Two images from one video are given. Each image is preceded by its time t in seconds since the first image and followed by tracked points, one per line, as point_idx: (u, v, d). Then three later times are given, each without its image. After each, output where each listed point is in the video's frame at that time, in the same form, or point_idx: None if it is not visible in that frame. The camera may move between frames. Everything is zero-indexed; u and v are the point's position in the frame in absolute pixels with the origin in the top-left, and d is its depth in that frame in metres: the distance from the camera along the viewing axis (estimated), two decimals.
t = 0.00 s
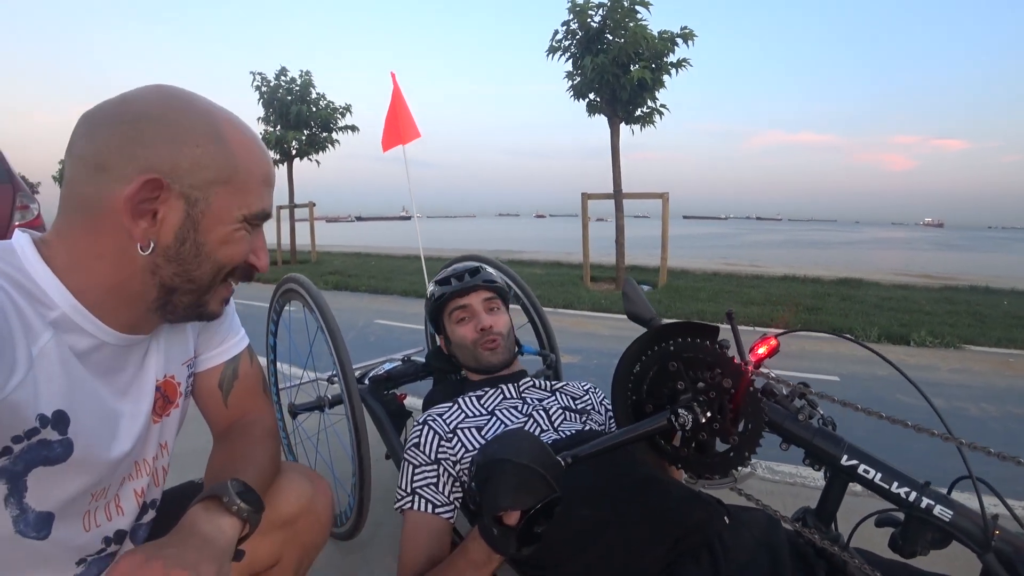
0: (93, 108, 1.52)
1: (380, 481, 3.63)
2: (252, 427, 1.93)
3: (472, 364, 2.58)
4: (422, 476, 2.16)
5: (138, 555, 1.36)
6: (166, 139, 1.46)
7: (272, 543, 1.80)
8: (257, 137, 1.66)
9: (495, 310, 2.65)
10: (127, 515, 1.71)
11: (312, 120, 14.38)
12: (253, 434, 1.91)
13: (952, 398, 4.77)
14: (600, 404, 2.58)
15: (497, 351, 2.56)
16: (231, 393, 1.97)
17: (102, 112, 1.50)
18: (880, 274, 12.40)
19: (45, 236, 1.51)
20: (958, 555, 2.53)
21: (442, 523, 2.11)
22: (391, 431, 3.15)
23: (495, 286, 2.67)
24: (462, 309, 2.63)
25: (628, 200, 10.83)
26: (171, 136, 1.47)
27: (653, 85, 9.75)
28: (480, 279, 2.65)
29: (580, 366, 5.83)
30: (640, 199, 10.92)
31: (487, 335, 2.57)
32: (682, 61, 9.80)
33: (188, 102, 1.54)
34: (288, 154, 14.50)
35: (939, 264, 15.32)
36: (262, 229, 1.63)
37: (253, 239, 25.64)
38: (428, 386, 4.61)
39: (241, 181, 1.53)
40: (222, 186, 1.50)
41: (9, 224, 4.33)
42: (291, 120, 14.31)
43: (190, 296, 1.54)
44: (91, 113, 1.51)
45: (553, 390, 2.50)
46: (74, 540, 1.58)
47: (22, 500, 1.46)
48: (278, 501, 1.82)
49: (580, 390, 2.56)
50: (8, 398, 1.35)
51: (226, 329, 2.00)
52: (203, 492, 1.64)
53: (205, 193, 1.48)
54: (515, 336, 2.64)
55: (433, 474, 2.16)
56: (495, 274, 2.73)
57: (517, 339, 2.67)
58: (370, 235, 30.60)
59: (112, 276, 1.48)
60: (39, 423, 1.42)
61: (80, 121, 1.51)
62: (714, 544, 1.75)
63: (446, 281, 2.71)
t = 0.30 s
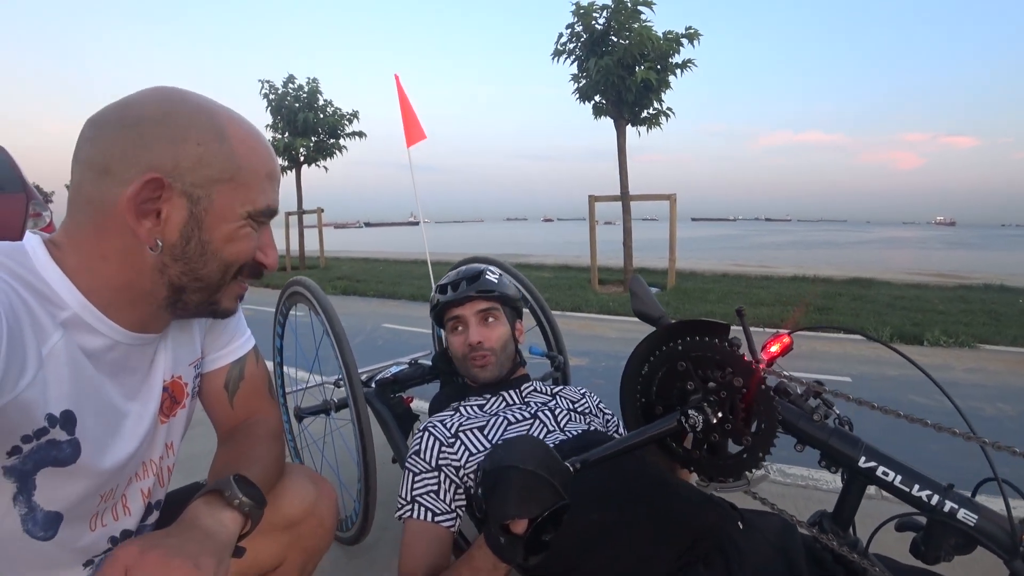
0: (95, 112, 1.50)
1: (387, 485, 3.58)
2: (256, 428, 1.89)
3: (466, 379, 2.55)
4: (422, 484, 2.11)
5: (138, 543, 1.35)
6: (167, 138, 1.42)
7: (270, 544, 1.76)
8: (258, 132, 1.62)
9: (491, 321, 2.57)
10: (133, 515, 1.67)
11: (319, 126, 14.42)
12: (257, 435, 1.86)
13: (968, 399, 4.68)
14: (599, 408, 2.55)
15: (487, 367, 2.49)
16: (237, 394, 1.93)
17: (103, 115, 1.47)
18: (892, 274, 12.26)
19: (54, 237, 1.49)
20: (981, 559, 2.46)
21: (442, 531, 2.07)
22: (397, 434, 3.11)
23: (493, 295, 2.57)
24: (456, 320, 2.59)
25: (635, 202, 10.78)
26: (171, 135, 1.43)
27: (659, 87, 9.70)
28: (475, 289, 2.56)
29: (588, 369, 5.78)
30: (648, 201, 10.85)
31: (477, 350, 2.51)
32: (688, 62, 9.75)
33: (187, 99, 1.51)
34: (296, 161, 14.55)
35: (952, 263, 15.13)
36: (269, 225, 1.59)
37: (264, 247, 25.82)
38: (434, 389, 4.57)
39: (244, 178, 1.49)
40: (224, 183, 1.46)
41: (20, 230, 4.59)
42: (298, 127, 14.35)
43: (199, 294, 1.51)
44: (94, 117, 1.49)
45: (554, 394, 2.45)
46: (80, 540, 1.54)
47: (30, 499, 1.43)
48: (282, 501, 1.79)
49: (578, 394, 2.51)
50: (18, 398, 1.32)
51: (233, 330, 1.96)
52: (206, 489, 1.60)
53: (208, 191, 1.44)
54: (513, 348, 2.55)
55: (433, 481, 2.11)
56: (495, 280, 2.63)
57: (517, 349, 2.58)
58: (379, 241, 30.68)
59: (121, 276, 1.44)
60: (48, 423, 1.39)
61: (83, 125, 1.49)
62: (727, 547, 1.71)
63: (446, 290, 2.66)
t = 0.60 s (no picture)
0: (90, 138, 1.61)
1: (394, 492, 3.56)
2: (263, 438, 1.86)
3: (468, 390, 2.54)
4: (430, 498, 2.11)
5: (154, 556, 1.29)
6: (101, 130, 1.43)
7: (276, 555, 1.73)
8: (221, 112, 1.52)
9: (489, 330, 2.54)
10: (143, 525, 1.66)
11: (325, 131, 14.45)
12: (264, 446, 1.83)
13: (980, 402, 4.62)
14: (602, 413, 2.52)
15: (487, 378, 2.47)
16: (244, 404, 1.90)
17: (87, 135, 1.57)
18: (901, 274, 12.16)
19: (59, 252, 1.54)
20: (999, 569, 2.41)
21: (454, 545, 2.08)
22: (402, 440, 3.09)
23: (488, 303, 2.55)
24: (453, 331, 2.57)
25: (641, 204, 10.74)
26: (104, 125, 1.43)
27: (663, 88, 9.66)
28: (470, 300, 2.54)
29: (595, 372, 5.74)
30: (654, 203, 10.81)
31: (475, 361, 2.48)
32: (692, 63, 9.71)
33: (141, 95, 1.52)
34: (302, 166, 14.57)
35: (961, 263, 15.00)
36: (225, 204, 1.46)
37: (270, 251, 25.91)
38: (440, 394, 4.55)
39: (173, 152, 1.41)
40: (149, 159, 1.39)
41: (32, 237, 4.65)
42: (303, 132, 14.38)
43: (151, 286, 1.42)
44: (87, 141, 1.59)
45: (559, 400, 2.41)
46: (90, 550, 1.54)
47: (41, 509, 1.42)
48: (289, 512, 1.76)
49: (582, 400, 2.48)
50: (28, 407, 1.33)
51: (240, 338, 1.94)
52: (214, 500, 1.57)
53: (133, 170, 1.39)
54: (513, 357, 2.52)
55: (442, 495, 2.11)
56: (491, 288, 2.60)
57: (517, 357, 2.54)
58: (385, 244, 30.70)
59: (91, 275, 1.43)
60: (57, 432, 1.38)
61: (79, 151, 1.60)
62: (736, 557, 1.69)
63: (443, 300, 2.65)
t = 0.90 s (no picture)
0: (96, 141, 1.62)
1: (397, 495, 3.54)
2: (262, 439, 1.84)
3: (472, 392, 2.52)
4: (435, 504, 2.09)
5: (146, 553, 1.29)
6: (96, 128, 1.43)
7: (278, 555, 1.71)
8: (214, 109, 1.51)
9: (493, 333, 2.52)
10: (145, 527, 1.64)
11: (329, 136, 14.48)
12: (263, 446, 1.82)
13: (989, 404, 4.57)
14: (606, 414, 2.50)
15: (491, 380, 2.45)
16: (244, 405, 1.89)
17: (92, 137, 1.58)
18: (907, 276, 12.10)
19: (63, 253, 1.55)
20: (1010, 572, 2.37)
21: (460, 551, 2.06)
22: (405, 443, 3.07)
23: (493, 306, 2.53)
24: (457, 333, 2.55)
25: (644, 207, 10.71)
26: (100, 123, 1.44)
27: (667, 91, 9.65)
28: (474, 302, 2.52)
29: (599, 375, 5.72)
30: (658, 205, 10.79)
31: (479, 364, 2.46)
32: (696, 66, 9.71)
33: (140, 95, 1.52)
34: (307, 170, 14.61)
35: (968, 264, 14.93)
36: (213, 201, 1.43)
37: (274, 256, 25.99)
38: (443, 397, 4.53)
39: (163, 148, 1.39)
40: (139, 155, 1.38)
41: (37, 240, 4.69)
42: (308, 137, 14.41)
43: (139, 284, 1.40)
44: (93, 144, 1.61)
45: (562, 402, 2.40)
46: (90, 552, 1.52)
47: (41, 510, 1.41)
48: (288, 512, 1.75)
49: (585, 402, 2.46)
50: (29, 407, 1.32)
51: (240, 339, 1.93)
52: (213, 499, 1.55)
53: (123, 167, 1.38)
54: (517, 359, 2.50)
55: (446, 500, 2.09)
56: (495, 290, 2.58)
57: (521, 359, 2.52)
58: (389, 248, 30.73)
59: (85, 273, 1.43)
60: (55, 433, 1.37)
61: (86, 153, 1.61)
62: (744, 561, 1.62)
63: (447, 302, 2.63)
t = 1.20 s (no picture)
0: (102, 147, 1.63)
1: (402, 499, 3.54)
2: (267, 444, 1.85)
3: (477, 398, 2.52)
4: (443, 511, 2.08)
5: (152, 558, 1.29)
6: (99, 135, 1.44)
7: (285, 561, 1.71)
8: (215, 115, 1.51)
9: (499, 338, 2.52)
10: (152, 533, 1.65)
11: (333, 140, 14.53)
12: (268, 452, 1.82)
13: (995, 409, 4.56)
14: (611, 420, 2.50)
15: (496, 386, 2.45)
16: (248, 410, 1.90)
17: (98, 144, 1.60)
18: (912, 280, 12.08)
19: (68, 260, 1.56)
20: None
21: (470, 558, 2.04)
22: (410, 448, 3.07)
23: (499, 311, 2.54)
24: (463, 338, 2.55)
25: (648, 210, 10.71)
26: (102, 130, 1.45)
27: (670, 95, 9.66)
28: (480, 307, 2.52)
29: (603, 379, 5.71)
30: (661, 209, 10.79)
31: (485, 369, 2.47)
32: (699, 69, 9.71)
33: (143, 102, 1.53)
34: (310, 174, 14.64)
35: (973, 268, 14.88)
36: (213, 208, 1.44)
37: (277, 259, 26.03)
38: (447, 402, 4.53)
39: (163, 154, 1.40)
40: (140, 162, 1.39)
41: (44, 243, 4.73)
42: (311, 140, 14.45)
43: (140, 292, 1.40)
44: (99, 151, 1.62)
45: (567, 407, 2.40)
46: (96, 557, 1.53)
47: (46, 515, 1.42)
48: (293, 519, 1.75)
49: (591, 407, 2.46)
50: (34, 413, 1.33)
51: (244, 344, 1.93)
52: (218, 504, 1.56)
53: (124, 174, 1.39)
54: (522, 364, 2.51)
55: (455, 508, 2.08)
56: (501, 295, 2.59)
57: (527, 364, 2.53)
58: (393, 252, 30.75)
59: (88, 280, 1.43)
60: (60, 439, 1.38)
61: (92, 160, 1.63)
62: (753, 566, 1.62)
63: (453, 307, 2.63)
